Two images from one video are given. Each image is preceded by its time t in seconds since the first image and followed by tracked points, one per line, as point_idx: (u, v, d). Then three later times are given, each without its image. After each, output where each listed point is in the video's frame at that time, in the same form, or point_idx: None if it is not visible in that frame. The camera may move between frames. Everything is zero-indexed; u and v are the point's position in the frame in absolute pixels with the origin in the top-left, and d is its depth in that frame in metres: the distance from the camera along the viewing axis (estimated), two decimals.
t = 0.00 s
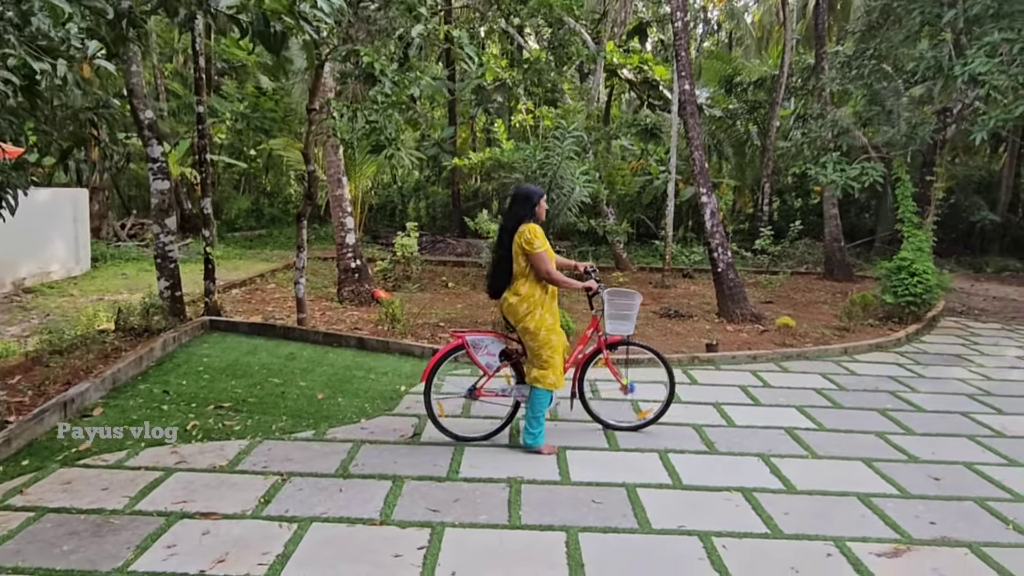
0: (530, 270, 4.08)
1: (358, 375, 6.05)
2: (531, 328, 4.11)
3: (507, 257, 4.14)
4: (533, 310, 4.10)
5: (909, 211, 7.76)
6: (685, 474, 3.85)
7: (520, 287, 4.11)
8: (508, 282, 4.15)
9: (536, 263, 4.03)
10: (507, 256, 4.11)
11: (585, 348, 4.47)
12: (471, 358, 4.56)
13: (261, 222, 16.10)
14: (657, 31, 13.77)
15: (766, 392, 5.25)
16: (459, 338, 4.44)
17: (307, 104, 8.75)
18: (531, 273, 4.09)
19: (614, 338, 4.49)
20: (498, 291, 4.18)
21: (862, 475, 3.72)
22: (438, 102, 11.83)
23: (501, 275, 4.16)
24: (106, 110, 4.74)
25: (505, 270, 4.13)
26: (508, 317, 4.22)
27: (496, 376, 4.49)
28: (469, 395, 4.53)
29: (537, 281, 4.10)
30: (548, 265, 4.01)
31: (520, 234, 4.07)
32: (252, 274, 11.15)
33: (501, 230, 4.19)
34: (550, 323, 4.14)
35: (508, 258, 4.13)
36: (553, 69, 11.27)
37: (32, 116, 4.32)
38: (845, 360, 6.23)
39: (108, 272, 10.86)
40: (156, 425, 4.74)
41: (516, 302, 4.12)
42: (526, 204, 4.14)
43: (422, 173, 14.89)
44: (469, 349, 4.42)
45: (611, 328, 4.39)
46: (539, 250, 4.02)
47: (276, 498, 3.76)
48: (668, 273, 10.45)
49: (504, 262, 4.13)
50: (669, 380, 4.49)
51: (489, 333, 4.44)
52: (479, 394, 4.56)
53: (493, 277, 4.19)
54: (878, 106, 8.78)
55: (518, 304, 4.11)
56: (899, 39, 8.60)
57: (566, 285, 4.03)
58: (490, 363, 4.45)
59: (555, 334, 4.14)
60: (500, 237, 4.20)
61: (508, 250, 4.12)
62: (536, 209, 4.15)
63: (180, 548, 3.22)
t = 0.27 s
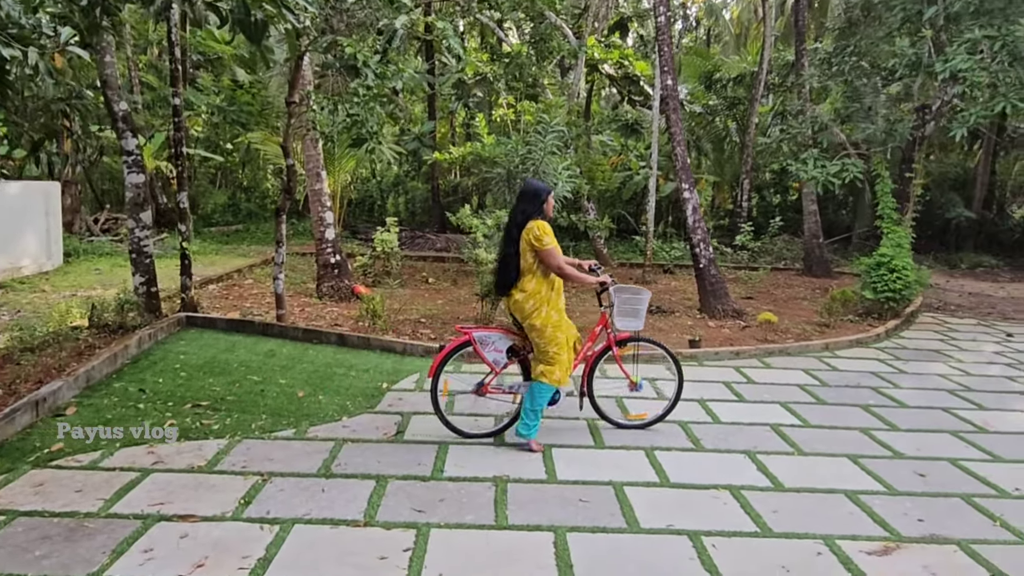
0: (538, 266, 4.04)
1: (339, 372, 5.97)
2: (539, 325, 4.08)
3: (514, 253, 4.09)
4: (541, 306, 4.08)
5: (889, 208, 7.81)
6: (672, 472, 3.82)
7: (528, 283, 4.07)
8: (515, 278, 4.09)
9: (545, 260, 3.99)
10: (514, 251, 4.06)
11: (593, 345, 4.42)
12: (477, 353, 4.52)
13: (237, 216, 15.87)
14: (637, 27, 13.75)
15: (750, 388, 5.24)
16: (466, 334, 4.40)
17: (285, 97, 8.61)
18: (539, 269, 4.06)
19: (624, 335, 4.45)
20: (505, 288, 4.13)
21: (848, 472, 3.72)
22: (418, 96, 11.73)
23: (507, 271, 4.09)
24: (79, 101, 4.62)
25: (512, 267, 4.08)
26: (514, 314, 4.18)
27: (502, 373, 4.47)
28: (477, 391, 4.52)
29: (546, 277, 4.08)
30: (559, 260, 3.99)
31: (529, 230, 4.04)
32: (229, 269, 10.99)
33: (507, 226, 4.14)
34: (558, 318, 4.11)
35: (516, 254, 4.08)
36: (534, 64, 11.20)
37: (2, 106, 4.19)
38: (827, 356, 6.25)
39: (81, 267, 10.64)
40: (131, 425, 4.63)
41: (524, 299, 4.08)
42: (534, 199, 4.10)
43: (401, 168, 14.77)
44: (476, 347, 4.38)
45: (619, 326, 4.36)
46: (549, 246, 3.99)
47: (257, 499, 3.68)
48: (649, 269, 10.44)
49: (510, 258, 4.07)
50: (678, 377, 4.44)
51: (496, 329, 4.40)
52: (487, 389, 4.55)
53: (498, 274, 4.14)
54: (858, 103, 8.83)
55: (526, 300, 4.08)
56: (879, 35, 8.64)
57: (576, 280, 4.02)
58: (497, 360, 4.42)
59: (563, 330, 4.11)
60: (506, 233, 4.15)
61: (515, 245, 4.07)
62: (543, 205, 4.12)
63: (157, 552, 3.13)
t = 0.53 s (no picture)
0: (522, 262, 4.12)
1: (301, 371, 5.85)
2: (531, 316, 4.13)
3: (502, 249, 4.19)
4: (527, 300, 4.14)
5: (849, 201, 7.91)
6: (641, 468, 3.81)
7: (512, 279, 4.17)
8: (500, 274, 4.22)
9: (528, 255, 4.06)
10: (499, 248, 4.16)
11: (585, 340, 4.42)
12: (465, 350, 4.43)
13: (195, 211, 15.51)
14: (600, 20, 13.75)
15: (716, 381, 5.27)
16: (455, 331, 4.29)
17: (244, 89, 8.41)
18: (524, 265, 4.14)
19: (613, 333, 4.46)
20: (492, 284, 4.26)
21: (815, 465, 3.75)
22: (380, 89, 11.57)
23: (493, 267, 4.22)
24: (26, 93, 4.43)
25: (498, 263, 4.20)
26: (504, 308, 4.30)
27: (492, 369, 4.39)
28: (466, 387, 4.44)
29: (531, 272, 4.15)
30: (544, 255, 4.03)
31: (513, 226, 4.11)
32: (187, 266, 10.73)
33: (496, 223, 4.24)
34: (548, 310, 4.14)
35: (501, 250, 4.18)
36: (497, 57, 11.12)
37: None
38: (790, 348, 6.31)
39: (31, 264, 10.29)
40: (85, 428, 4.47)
41: (508, 294, 4.18)
42: (522, 195, 4.16)
43: (363, 161, 14.58)
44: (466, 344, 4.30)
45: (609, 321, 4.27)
46: (532, 242, 4.04)
47: (217, 504, 3.58)
48: (614, 262, 10.45)
49: (495, 255, 4.19)
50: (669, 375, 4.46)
51: (486, 326, 4.32)
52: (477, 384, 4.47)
53: (488, 271, 4.28)
54: (818, 97, 8.93)
55: (510, 296, 4.18)
56: (840, 30, 8.74)
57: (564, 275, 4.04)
58: (488, 357, 4.34)
59: (555, 319, 4.14)
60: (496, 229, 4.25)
61: (500, 242, 4.16)
62: (533, 200, 4.16)
63: (113, 562, 3.02)
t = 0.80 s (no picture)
0: (501, 249, 4.09)
1: (256, 363, 5.71)
2: (513, 299, 4.10)
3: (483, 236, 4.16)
4: (505, 286, 4.10)
5: (805, 190, 8.00)
6: (602, 457, 3.78)
7: (491, 266, 4.14)
8: (479, 261, 4.19)
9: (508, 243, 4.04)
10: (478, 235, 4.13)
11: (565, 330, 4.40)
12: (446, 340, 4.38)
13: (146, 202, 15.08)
14: (559, 9, 13.67)
15: (675, 369, 5.28)
16: (436, 320, 4.22)
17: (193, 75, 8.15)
18: (503, 252, 4.11)
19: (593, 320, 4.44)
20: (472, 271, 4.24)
21: (773, 452, 3.76)
22: (335, 76, 11.35)
23: (473, 254, 4.20)
24: None
25: (477, 250, 4.17)
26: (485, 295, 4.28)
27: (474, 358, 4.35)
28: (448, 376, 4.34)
29: (511, 258, 4.12)
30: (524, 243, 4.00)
31: (493, 214, 4.08)
32: (136, 258, 10.41)
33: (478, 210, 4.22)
34: (527, 294, 4.11)
35: (481, 238, 4.15)
36: (454, 45, 10.98)
37: None
38: (748, 336, 6.36)
39: None
40: (27, 425, 4.28)
41: (487, 282, 4.15)
42: (504, 183, 4.13)
43: (319, 151, 14.32)
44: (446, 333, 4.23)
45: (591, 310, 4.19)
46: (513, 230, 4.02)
47: (166, 502, 3.45)
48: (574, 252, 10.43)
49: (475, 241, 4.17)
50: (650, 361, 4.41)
51: (467, 314, 4.28)
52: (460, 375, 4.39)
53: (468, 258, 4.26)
54: (774, 87, 9.00)
55: (488, 283, 4.14)
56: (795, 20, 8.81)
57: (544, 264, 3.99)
58: (470, 345, 4.30)
59: (539, 296, 4.12)
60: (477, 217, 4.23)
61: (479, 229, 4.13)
62: (515, 187, 4.14)
63: (55, 564, 2.89)
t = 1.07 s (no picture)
0: (476, 241, 4.08)
1: (203, 358, 5.54)
2: (489, 289, 4.07)
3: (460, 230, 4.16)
4: (481, 277, 4.08)
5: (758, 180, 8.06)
6: (556, 448, 3.75)
7: (466, 258, 4.12)
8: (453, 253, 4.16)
9: (481, 235, 4.04)
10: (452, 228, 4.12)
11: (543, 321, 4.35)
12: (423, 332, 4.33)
13: (91, 193, 14.60)
14: None
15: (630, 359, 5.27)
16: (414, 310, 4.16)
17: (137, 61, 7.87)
18: (477, 243, 4.09)
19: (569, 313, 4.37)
20: (447, 265, 4.22)
21: (727, 441, 3.77)
22: (286, 64, 11.10)
23: (448, 247, 4.18)
24: None
25: (452, 242, 4.16)
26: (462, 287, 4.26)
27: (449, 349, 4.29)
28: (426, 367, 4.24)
29: (486, 250, 4.10)
30: (498, 234, 3.99)
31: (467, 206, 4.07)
32: (80, 250, 10.05)
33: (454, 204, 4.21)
34: (503, 282, 4.07)
35: (456, 230, 4.14)
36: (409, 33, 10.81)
37: None
38: (703, 325, 6.39)
39: None
40: None
41: (462, 274, 4.12)
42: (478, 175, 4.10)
43: (272, 141, 14.01)
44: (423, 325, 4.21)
45: (568, 303, 4.21)
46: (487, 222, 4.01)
47: (106, 502, 3.31)
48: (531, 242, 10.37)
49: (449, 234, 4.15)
50: (628, 357, 4.34)
51: (443, 306, 4.23)
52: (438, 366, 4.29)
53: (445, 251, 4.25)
54: (727, 77, 9.05)
55: (462, 275, 4.11)
56: (747, 11, 8.87)
57: (519, 255, 3.99)
58: (445, 337, 4.25)
59: (515, 284, 4.08)
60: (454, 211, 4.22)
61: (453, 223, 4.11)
62: (491, 178, 4.09)
63: None
